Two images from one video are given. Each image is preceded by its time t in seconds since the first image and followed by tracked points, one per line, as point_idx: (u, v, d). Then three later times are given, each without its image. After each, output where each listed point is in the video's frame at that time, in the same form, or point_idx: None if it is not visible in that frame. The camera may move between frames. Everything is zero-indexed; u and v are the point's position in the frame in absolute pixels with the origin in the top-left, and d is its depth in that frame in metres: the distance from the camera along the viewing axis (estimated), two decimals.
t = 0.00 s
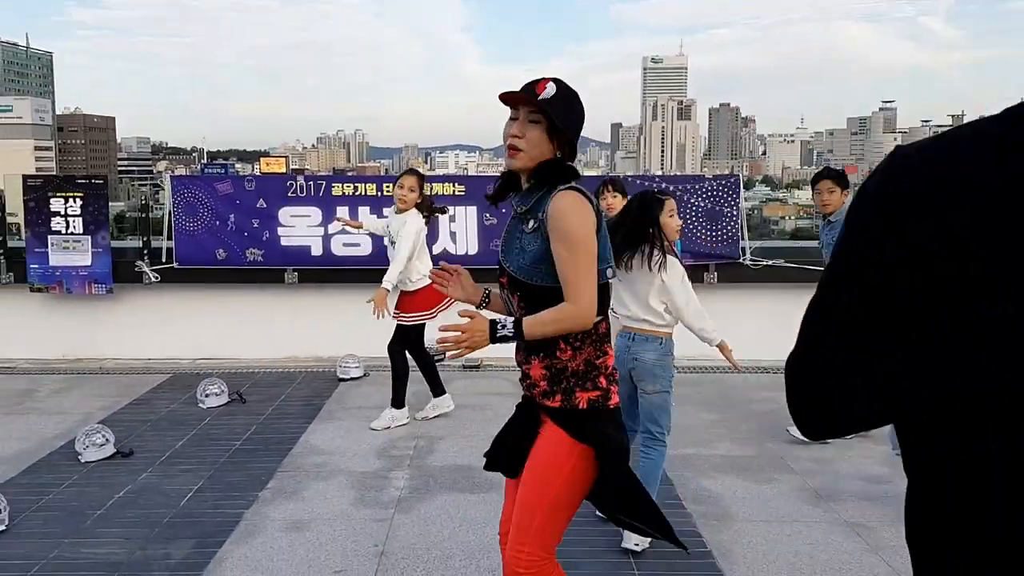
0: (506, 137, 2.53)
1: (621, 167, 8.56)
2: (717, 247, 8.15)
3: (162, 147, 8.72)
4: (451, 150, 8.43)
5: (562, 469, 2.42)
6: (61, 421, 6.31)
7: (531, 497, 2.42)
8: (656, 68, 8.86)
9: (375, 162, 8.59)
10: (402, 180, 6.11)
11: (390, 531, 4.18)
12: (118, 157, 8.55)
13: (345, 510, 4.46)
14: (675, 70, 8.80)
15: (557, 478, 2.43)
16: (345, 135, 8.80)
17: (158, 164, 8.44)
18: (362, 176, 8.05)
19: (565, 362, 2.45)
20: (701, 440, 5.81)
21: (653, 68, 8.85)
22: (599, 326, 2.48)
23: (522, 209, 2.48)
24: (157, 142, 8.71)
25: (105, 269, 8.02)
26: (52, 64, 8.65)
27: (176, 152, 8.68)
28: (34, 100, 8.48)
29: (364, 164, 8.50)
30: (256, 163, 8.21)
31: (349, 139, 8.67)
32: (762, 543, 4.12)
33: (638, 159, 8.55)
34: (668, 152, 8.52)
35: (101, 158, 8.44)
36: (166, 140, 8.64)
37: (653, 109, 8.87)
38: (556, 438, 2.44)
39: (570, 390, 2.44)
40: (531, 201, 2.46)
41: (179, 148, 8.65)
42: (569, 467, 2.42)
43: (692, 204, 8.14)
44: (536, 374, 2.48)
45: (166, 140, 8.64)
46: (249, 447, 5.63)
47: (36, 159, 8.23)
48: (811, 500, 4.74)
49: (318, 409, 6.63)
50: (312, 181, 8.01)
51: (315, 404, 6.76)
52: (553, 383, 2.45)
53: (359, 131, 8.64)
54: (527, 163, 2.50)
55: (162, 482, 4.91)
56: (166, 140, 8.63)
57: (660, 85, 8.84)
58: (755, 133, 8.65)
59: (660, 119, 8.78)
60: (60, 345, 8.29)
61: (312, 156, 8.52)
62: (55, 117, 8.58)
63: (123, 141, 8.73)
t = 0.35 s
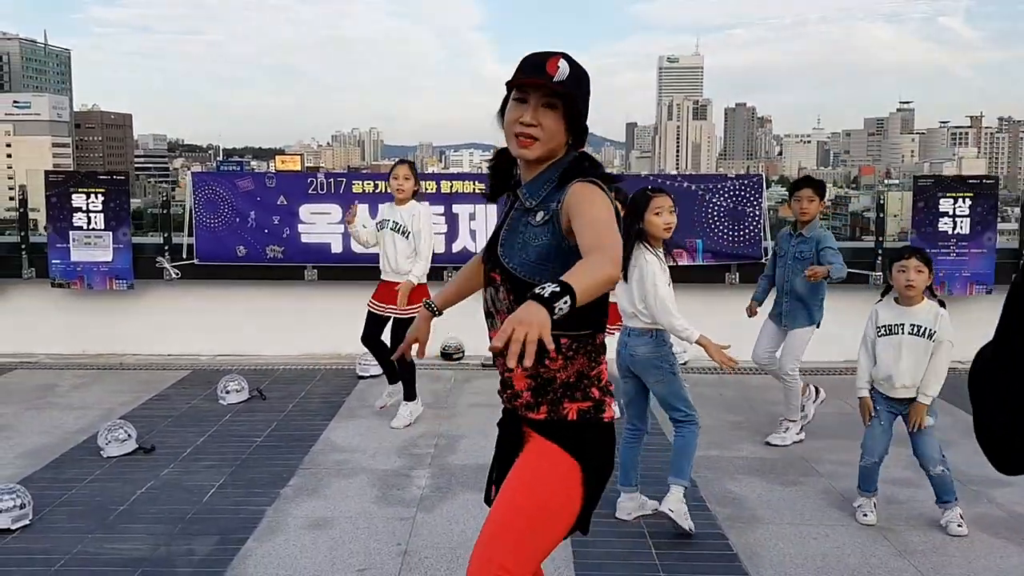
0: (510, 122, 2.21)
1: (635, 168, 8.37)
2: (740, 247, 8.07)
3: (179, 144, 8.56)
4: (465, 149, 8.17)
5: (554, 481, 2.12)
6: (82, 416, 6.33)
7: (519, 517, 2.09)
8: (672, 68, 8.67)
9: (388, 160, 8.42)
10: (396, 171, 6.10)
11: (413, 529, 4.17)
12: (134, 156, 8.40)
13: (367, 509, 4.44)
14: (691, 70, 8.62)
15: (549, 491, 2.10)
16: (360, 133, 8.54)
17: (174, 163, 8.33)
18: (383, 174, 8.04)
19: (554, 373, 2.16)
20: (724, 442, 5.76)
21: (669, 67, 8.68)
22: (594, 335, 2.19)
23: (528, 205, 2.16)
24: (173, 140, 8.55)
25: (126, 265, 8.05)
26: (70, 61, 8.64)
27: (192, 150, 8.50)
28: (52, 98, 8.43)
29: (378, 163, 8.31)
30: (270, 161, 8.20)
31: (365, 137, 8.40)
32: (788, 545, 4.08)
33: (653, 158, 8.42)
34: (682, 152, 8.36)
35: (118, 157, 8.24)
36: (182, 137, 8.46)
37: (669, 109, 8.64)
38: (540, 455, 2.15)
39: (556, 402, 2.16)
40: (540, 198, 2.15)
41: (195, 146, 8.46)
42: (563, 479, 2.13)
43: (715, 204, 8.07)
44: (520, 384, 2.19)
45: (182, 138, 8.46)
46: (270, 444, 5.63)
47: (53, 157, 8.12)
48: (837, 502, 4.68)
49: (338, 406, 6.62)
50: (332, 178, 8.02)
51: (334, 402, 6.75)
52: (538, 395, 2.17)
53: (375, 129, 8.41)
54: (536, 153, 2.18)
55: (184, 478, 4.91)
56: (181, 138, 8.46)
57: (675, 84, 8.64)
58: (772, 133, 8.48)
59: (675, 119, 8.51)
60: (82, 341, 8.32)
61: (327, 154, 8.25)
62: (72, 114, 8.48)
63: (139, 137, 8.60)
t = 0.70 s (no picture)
0: (558, 170, 1.79)
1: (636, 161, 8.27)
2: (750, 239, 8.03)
3: (176, 136, 8.80)
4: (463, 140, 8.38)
5: None
6: (91, 408, 6.29)
7: None
8: (670, 60, 8.66)
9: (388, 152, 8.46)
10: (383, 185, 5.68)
11: (430, 523, 4.12)
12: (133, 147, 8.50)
13: (382, 502, 4.40)
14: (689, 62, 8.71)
15: None
16: (358, 125, 8.71)
17: (173, 155, 8.46)
18: (392, 165, 7.97)
19: (588, 493, 1.79)
20: (738, 435, 5.72)
21: (667, 59, 8.66)
22: (637, 446, 1.81)
23: (572, 287, 1.75)
24: (171, 131, 8.78)
25: (133, 256, 8.00)
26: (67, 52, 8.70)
27: (190, 141, 8.69)
28: (49, 89, 8.27)
29: (376, 155, 8.42)
30: (269, 153, 8.11)
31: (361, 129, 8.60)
32: (810, 540, 4.03)
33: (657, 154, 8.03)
34: (682, 147, 8.25)
35: (117, 147, 8.34)
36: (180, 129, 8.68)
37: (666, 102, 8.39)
38: None
39: (593, 521, 1.80)
40: (590, 278, 1.74)
41: (192, 138, 8.65)
42: None
43: (726, 195, 8.01)
44: (546, 494, 1.83)
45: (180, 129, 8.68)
46: (281, 437, 5.59)
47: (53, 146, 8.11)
48: (856, 495, 4.64)
49: (348, 399, 6.58)
50: (340, 170, 7.95)
51: (344, 394, 6.71)
52: (569, 514, 1.81)
53: (375, 120, 8.49)
54: (588, 213, 1.77)
55: (196, 471, 4.87)
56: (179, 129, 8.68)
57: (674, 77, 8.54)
58: (769, 126, 8.66)
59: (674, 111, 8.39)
60: (88, 333, 8.27)
61: (325, 146, 8.46)
62: (71, 105, 8.43)
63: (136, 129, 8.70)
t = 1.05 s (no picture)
0: (620, 212, 1.59)
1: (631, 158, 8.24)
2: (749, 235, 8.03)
3: (165, 132, 8.55)
4: (455, 137, 8.16)
5: None
6: (91, 406, 6.25)
7: None
8: (661, 56, 8.88)
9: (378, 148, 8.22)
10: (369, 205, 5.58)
11: (440, 522, 4.10)
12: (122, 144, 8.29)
13: (390, 500, 4.38)
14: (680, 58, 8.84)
15: None
16: (348, 121, 8.35)
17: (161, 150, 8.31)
18: (393, 161, 7.91)
19: (689, 517, 1.56)
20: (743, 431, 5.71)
21: (658, 55, 8.89)
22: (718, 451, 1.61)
23: (652, 352, 1.53)
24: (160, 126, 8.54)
25: (130, 253, 7.96)
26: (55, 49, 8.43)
27: (179, 137, 8.47)
28: (38, 84, 8.23)
29: (367, 151, 8.20)
30: (258, 150, 8.06)
31: (352, 125, 8.20)
32: (821, 537, 4.02)
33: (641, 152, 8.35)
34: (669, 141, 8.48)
35: (106, 143, 8.17)
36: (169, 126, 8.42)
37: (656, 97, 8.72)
38: None
39: (696, 546, 1.56)
40: (670, 337, 1.53)
41: (182, 133, 8.43)
42: None
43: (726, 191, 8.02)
44: (636, 526, 1.56)
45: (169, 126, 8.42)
46: (284, 435, 5.55)
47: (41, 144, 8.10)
48: (865, 491, 4.63)
49: (351, 396, 6.55)
50: (341, 166, 7.90)
51: (346, 392, 6.68)
52: (670, 542, 1.55)
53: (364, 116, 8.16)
54: (657, 261, 1.58)
55: (201, 470, 4.84)
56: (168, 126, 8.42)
57: (665, 73, 8.80)
58: (760, 122, 8.37)
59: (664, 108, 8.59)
60: (86, 330, 8.22)
61: (315, 142, 8.18)
62: (60, 101, 8.36)
63: (126, 126, 8.47)
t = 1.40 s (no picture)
0: (590, 189, 1.87)
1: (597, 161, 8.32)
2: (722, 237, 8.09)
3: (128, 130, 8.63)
4: (423, 137, 8.37)
5: None
6: (62, 413, 6.15)
7: None
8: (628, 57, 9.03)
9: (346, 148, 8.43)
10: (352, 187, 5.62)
11: (422, 528, 4.08)
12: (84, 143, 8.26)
13: (371, 507, 4.35)
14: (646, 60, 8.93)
15: None
16: (316, 120, 8.61)
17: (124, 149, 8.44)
18: (368, 163, 7.85)
19: (677, 453, 1.90)
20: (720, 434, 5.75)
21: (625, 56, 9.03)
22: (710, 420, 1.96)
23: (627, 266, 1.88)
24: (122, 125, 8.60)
25: (101, 257, 7.80)
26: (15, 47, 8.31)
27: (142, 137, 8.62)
28: None
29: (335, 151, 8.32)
30: (225, 150, 8.02)
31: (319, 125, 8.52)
32: (802, 538, 4.07)
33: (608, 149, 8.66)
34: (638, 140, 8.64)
35: (68, 144, 8.09)
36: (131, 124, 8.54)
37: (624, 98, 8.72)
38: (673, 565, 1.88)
39: (687, 496, 1.89)
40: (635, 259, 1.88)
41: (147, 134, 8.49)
42: None
43: (701, 194, 8.06)
44: (633, 471, 1.89)
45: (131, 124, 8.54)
46: (261, 441, 5.50)
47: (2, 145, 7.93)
48: (843, 492, 4.69)
49: (327, 401, 6.50)
50: (316, 168, 7.85)
51: (323, 396, 6.64)
52: (664, 485, 1.88)
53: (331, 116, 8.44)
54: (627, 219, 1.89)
55: (178, 478, 4.78)
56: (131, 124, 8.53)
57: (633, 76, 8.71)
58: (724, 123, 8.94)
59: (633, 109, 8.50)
60: (55, 335, 8.08)
61: (282, 142, 8.33)
62: (20, 99, 8.30)
63: (90, 126, 8.47)
